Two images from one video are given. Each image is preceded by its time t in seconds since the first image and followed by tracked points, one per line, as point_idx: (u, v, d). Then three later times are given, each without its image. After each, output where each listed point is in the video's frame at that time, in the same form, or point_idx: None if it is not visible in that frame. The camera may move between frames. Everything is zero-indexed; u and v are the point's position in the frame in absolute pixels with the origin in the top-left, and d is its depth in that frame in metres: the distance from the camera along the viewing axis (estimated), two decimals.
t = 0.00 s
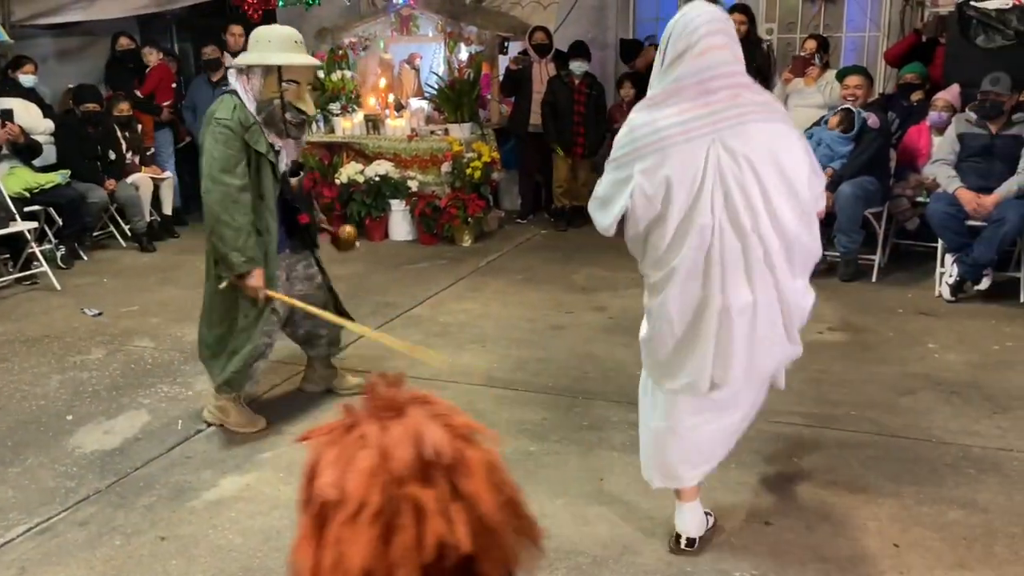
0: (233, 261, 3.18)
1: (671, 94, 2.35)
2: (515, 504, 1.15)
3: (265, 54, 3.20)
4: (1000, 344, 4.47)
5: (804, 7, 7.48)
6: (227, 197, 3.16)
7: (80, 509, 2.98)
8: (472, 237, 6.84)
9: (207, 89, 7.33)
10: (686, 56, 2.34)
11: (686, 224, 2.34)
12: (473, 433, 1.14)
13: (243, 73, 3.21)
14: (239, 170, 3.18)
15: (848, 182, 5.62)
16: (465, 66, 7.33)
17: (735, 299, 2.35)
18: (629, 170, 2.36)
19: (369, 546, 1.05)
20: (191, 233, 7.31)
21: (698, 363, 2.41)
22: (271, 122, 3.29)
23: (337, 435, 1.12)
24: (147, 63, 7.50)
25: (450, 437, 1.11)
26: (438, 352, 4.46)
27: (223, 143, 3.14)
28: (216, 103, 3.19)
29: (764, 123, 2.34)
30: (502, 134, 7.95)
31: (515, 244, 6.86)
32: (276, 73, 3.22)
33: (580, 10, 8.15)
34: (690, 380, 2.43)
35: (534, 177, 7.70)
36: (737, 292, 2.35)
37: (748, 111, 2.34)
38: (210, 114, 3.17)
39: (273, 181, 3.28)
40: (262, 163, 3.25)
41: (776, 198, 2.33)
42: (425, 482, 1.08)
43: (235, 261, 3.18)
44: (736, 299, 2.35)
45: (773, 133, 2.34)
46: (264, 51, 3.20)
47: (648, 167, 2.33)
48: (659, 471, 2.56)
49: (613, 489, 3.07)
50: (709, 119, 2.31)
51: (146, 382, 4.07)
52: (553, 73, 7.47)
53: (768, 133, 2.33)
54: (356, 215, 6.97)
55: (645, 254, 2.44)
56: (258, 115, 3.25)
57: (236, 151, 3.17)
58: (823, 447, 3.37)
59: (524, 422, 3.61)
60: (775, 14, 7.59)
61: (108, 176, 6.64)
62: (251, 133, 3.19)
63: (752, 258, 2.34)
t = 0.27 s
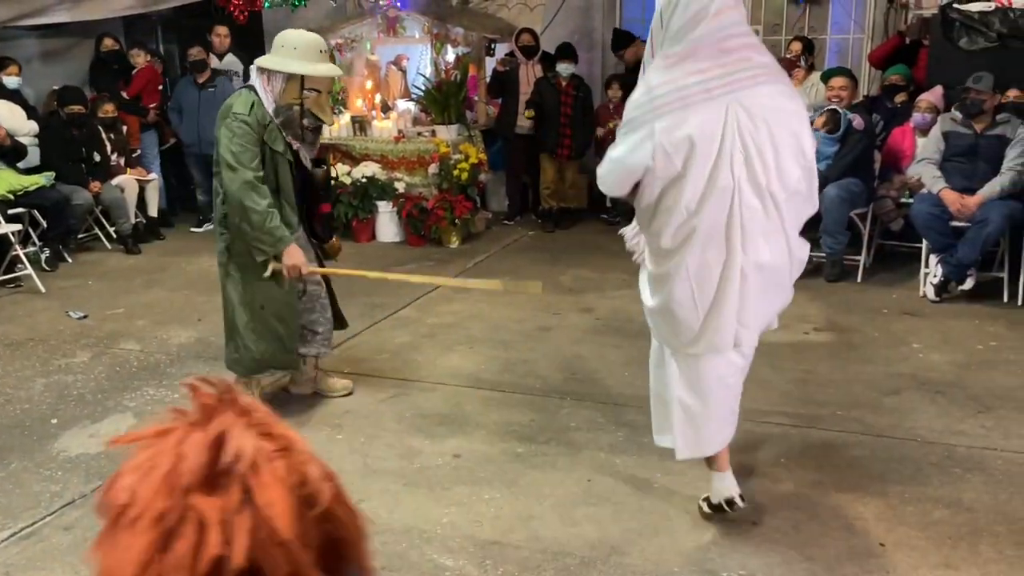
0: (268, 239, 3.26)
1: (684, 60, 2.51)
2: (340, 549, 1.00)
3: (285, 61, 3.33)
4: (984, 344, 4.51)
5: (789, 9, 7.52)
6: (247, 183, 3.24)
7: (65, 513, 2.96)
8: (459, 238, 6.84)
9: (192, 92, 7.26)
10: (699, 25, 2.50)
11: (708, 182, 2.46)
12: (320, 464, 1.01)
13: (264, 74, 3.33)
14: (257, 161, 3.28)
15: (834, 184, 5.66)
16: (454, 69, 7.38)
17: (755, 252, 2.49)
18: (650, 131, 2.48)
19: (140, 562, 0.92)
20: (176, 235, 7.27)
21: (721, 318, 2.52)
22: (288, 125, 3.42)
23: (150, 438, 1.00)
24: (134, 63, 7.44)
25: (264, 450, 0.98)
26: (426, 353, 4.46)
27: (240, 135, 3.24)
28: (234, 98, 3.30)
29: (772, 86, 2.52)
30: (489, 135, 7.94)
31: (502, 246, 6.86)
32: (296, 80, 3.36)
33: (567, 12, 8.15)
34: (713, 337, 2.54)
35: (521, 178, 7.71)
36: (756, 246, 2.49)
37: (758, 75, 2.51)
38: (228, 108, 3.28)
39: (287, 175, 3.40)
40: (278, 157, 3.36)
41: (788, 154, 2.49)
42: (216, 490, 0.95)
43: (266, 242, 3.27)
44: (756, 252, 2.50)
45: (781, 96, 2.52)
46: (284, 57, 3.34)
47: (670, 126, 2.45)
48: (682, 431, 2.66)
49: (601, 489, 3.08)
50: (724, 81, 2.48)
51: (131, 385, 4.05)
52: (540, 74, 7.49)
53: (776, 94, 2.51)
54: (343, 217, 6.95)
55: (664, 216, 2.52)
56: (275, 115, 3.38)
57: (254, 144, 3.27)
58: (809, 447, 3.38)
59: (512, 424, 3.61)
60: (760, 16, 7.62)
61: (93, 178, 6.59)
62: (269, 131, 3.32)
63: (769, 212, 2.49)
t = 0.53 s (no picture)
0: (263, 252, 3.20)
1: (692, 106, 2.54)
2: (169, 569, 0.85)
3: (286, 76, 3.35)
4: (971, 345, 4.53)
5: (776, 11, 7.55)
6: (253, 192, 3.23)
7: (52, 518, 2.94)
8: (448, 241, 6.81)
9: (179, 94, 7.24)
10: (704, 70, 2.53)
11: (718, 225, 2.54)
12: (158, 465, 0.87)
13: (265, 90, 3.35)
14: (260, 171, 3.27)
15: (821, 186, 5.68)
16: (442, 70, 7.33)
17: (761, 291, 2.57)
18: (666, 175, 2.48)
19: None
20: (163, 238, 7.23)
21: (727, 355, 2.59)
22: (287, 141, 3.47)
23: None
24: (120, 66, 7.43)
25: (100, 457, 0.82)
26: (415, 356, 4.45)
27: (244, 146, 3.24)
28: (235, 110, 3.29)
29: (767, 134, 2.62)
30: (477, 137, 7.94)
31: (491, 247, 6.86)
32: (297, 96, 3.38)
33: (555, 15, 8.10)
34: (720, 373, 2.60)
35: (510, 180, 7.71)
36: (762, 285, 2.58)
37: (756, 122, 2.60)
38: (230, 120, 3.27)
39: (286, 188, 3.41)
40: (278, 171, 3.37)
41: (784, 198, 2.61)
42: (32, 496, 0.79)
43: (263, 249, 3.20)
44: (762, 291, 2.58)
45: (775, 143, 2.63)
46: (285, 72, 3.35)
47: (687, 171, 2.47)
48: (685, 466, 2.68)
49: (591, 492, 3.08)
50: (729, 126, 2.53)
51: (118, 389, 4.02)
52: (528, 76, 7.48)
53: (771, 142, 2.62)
54: (332, 219, 6.94)
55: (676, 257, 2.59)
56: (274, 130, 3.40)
57: (257, 155, 3.27)
58: (798, 448, 3.39)
59: (502, 426, 3.61)
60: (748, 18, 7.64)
61: (79, 180, 6.55)
62: (271, 146, 3.31)
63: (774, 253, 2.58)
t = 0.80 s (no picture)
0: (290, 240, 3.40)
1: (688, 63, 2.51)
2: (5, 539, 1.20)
3: (264, 69, 3.32)
4: (959, 345, 4.55)
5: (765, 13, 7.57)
6: (261, 187, 3.31)
7: (41, 522, 2.92)
8: (439, 242, 6.81)
9: (168, 95, 7.22)
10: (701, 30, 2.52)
11: (708, 189, 2.54)
12: None
13: (244, 84, 3.33)
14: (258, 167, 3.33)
15: (811, 188, 5.69)
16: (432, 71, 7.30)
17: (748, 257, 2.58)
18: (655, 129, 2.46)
19: None
20: (152, 240, 7.20)
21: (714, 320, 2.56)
22: (269, 137, 3.44)
23: None
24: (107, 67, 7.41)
25: None
26: (406, 358, 4.44)
27: (240, 145, 3.24)
28: (220, 108, 3.27)
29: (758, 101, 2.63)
30: (468, 139, 7.95)
31: (482, 249, 6.85)
32: (277, 91, 3.37)
33: (546, 17, 8.05)
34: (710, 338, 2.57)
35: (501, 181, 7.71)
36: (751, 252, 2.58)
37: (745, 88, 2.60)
38: (218, 118, 3.25)
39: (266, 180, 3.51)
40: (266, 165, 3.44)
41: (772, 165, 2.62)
42: None
43: (291, 236, 3.40)
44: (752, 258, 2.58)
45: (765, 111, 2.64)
46: (263, 66, 3.33)
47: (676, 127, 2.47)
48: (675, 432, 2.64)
49: (583, 493, 3.08)
50: (722, 88, 2.54)
51: (108, 391, 4.00)
52: (519, 79, 7.50)
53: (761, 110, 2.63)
54: (322, 221, 6.92)
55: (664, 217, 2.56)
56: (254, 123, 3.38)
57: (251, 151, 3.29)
58: (788, 449, 3.40)
59: (493, 428, 3.61)
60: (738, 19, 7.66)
61: (68, 182, 6.51)
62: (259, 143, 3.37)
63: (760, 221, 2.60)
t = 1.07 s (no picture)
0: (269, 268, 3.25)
1: (666, 96, 2.55)
2: None
3: (235, 87, 3.26)
4: (951, 346, 4.57)
5: (755, 15, 7.59)
6: (244, 212, 3.21)
7: (33, 527, 2.90)
8: (431, 244, 6.82)
9: (159, 96, 7.19)
10: (681, 61, 2.54)
11: (693, 216, 2.53)
12: None
13: (214, 103, 3.27)
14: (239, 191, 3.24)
15: (803, 190, 5.69)
16: (424, 75, 7.33)
17: (733, 286, 2.57)
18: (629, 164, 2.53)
19: None
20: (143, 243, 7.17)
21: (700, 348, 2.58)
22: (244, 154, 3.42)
23: None
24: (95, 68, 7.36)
25: None
26: (398, 360, 4.43)
27: (221, 168, 3.17)
28: (197, 129, 3.18)
29: (747, 125, 2.63)
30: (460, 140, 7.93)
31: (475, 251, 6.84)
32: (251, 109, 3.32)
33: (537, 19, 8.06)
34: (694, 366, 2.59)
35: (493, 183, 7.70)
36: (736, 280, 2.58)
37: (731, 115, 2.59)
38: (198, 140, 3.16)
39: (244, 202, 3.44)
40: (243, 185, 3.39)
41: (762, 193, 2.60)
42: None
43: (269, 265, 3.25)
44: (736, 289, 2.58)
45: (754, 135, 2.63)
46: (235, 83, 3.26)
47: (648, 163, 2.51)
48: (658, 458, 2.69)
49: (577, 496, 3.08)
50: (704, 116, 2.55)
51: (99, 395, 3.98)
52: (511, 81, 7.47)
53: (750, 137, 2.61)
54: (314, 223, 6.91)
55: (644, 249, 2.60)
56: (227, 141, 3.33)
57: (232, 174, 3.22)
58: (781, 450, 3.41)
59: (487, 430, 3.60)
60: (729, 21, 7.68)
61: (57, 185, 6.45)
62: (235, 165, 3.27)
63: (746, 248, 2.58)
